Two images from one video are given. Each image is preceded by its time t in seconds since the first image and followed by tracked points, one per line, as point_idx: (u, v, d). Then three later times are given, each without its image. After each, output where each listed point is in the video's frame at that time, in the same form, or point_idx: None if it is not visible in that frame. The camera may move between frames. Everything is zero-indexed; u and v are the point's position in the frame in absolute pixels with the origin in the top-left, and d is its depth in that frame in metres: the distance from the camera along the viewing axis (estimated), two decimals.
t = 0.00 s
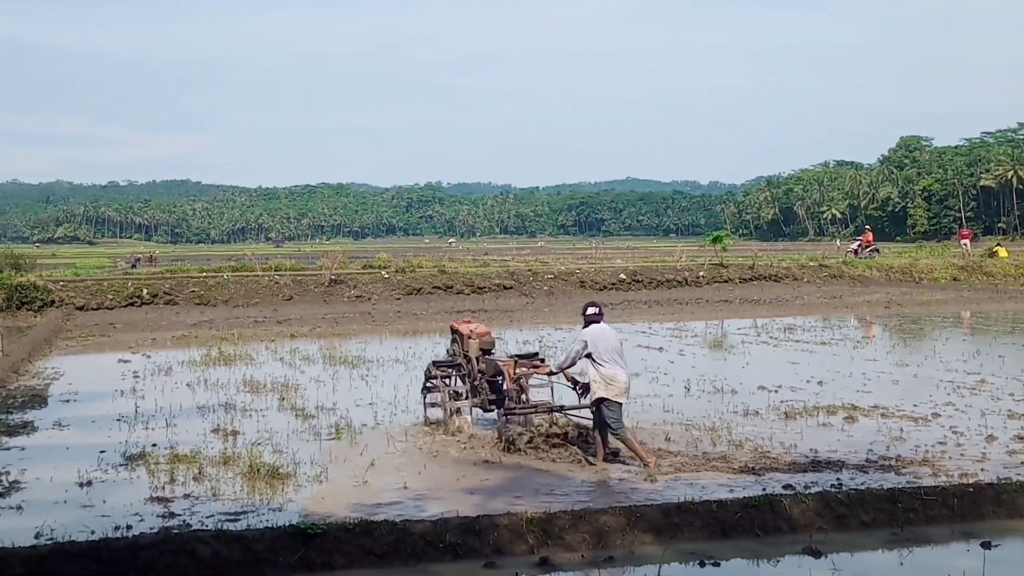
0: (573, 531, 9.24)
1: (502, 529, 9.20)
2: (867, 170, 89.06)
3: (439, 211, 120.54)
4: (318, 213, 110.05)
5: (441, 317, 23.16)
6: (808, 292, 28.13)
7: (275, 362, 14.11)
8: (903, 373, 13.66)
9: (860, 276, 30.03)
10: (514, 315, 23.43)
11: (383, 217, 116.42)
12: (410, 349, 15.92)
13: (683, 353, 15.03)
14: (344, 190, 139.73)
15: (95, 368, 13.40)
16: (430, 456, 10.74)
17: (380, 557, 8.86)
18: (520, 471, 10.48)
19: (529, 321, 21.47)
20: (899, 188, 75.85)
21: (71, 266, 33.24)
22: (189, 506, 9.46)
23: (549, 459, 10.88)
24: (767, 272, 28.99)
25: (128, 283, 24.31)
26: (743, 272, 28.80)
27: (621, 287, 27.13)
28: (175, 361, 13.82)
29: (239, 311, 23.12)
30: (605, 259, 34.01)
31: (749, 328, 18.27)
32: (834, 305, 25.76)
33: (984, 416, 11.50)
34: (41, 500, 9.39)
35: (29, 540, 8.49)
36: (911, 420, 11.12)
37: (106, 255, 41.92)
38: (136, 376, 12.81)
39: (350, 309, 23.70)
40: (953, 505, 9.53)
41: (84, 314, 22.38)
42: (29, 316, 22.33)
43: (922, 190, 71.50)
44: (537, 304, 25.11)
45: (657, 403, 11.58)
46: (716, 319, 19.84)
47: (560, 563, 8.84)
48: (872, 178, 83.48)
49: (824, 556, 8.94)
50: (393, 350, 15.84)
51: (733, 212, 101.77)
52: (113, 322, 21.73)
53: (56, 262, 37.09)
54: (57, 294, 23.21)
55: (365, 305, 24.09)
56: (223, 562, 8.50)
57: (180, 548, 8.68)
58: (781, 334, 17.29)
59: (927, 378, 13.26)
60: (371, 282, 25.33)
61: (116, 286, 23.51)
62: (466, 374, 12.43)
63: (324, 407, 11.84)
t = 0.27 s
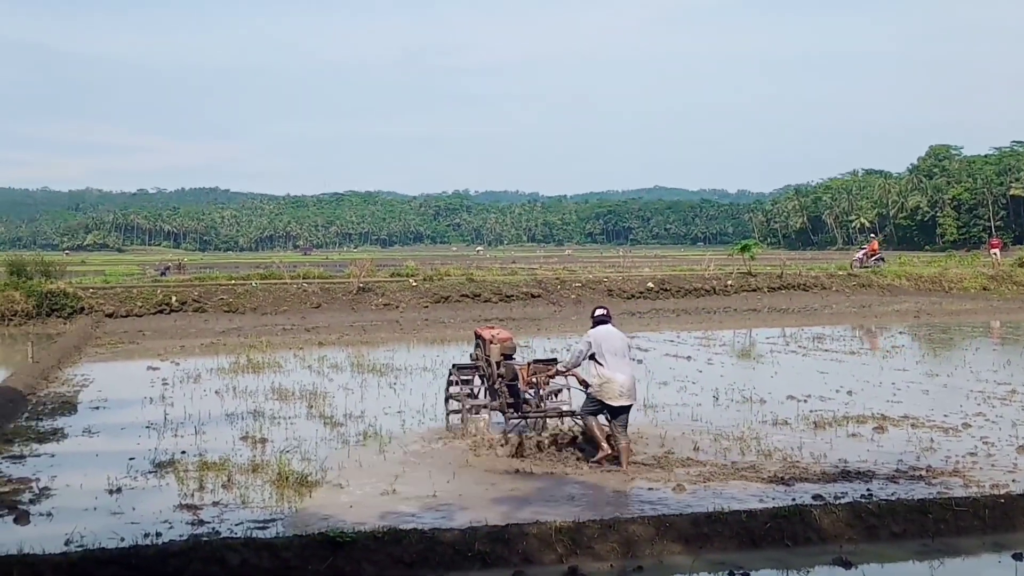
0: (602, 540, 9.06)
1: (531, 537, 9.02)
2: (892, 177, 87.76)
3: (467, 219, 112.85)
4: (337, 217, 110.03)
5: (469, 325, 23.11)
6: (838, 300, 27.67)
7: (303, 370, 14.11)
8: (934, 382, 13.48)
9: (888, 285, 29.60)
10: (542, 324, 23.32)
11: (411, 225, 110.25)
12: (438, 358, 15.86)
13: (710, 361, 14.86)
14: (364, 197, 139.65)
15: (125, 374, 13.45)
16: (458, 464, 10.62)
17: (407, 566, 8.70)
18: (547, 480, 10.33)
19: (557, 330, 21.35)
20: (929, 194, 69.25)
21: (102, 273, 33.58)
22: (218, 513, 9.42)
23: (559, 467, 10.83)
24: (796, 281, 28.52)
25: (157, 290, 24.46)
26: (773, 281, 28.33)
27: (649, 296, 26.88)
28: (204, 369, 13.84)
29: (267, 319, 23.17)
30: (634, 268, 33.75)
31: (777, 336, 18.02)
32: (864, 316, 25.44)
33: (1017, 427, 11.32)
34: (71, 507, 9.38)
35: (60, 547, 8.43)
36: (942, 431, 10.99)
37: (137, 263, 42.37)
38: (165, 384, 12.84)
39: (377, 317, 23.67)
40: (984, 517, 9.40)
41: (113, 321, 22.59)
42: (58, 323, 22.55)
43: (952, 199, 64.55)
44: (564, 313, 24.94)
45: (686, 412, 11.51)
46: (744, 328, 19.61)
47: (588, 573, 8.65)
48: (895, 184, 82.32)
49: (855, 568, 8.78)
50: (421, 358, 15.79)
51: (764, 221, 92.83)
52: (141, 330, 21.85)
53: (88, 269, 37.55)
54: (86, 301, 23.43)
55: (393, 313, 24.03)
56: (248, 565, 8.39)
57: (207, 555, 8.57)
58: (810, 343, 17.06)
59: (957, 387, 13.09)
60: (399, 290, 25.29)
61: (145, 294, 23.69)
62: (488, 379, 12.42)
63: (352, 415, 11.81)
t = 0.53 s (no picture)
0: (629, 550, 8.73)
1: (557, 547, 8.72)
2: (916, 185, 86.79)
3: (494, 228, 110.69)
4: (356, 221, 110.36)
5: (495, 333, 23.05)
6: (865, 310, 27.52)
7: (329, 378, 14.09)
8: (964, 392, 13.29)
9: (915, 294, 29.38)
10: (568, 333, 23.20)
11: (437, 233, 105.81)
12: (464, 367, 15.76)
13: (739, 370, 14.68)
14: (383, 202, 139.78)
15: (153, 382, 13.50)
16: (484, 475, 10.41)
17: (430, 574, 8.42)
18: (573, 490, 10.08)
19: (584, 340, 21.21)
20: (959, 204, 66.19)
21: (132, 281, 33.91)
22: (245, 521, 9.33)
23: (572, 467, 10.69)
24: (823, 291, 28.37)
25: (185, 298, 24.62)
26: (799, 291, 28.18)
27: (675, 305, 26.68)
28: (231, 377, 13.85)
29: (293, 327, 23.21)
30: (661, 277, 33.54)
31: (805, 347, 17.83)
32: (892, 326, 25.18)
33: None
34: (98, 514, 9.35)
35: (87, 554, 8.32)
36: (972, 442, 10.79)
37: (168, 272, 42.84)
38: (192, 392, 12.86)
39: (403, 325, 23.65)
40: (1015, 529, 9.09)
41: (140, 328, 22.75)
42: (86, 330, 22.73)
43: (981, 209, 62.21)
44: (590, 322, 24.79)
45: (713, 420, 11.45)
46: (769, 337, 19.45)
47: None
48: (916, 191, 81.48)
49: None
50: (447, 366, 15.72)
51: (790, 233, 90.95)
52: (168, 337, 21.96)
53: (119, 277, 37.98)
54: (114, 308, 23.61)
55: (419, 321, 24.00)
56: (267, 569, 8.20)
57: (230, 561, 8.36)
58: (839, 352, 16.84)
59: (986, 397, 12.90)
60: (426, 298, 25.27)
61: (172, 301, 23.85)
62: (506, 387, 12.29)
63: (378, 423, 11.75)
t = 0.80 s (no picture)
0: (654, 559, 8.40)
1: (582, 556, 8.40)
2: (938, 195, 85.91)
3: (518, 237, 105.89)
4: (376, 225, 110.49)
5: (521, 341, 23.06)
6: (890, 320, 27.42)
7: (354, 387, 14.06)
8: (992, 404, 13.18)
9: (943, 305, 29.19)
10: (592, 342, 23.13)
11: (461, 241, 101.84)
12: (488, 376, 15.69)
13: (766, 379, 14.49)
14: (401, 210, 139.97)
15: (179, 390, 13.52)
16: (512, 485, 10.14)
17: None
18: (599, 501, 9.79)
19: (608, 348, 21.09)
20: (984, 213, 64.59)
21: (158, 290, 34.14)
22: (271, 529, 9.23)
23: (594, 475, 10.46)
24: (849, 301, 28.22)
25: (210, 306, 24.73)
26: (824, 300, 28.06)
27: (699, 314, 26.53)
28: (256, 385, 13.85)
29: (317, 335, 23.26)
30: (684, 288, 33.40)
31: (830, 357, 17.70)
32: (917, 337, 24.98)
33: None
34: (124, 521, 9.30)
35: (114, 561, 8.21)
36: (1000, 454, 10.69)
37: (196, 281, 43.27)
38: (217, 400, 12.90)
39: (427, 334, 23.64)
40: None
41: (165, 336, 22.86)
42: (112, 337, 22.86)
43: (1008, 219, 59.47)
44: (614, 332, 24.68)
45: (739, 430, 11.37)
46: (793, 348, 19.33)
47: None
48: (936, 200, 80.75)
49: None
50: (472, 376, 15.63)
51: (815, 241, 86.00)
52: (193, 344, 22.04)
53: (146, 286, 38.32)
54: (140, 316, 23.75)
55: (443, 330, 23.98)
56: (285, 572, 8.02)
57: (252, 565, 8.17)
58: (865, 363, 16.68)
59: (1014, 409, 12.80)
60: (450, 307, 25.27)
61: (197, 309, 23.96)
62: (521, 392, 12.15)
63: (402, 431, 11.68)
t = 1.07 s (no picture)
0: (677, 569, 8.22)
1: (605, 566, 8.24)
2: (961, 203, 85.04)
3: (540, 243, 103.82)
4: (395, 232, 110.81)
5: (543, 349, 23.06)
6: (915, 329, 27.29)
7: (375, 395, 14.10)
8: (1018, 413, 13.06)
9: (968, 314, 29.01)
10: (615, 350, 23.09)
11: (482, 250, 100.18)
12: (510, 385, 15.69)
13: (789, 390, 14.39)
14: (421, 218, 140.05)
15: (202, 398, 13.59)
16: (535, 496, 10.04)
17: None
18: (622, 510, 9.67)
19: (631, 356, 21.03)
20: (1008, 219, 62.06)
21: (180, 297, 34.25)
22: (294, 535, 9.20)
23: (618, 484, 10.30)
24: (872, 310, 28.07)
25: (233, 314, 24.83)
26: (847, 309, 27.89)
27: (721, 323, 26.41)
28: (278, 393, 13.91)
29: (339, 343, 23.35)
30: (707, 296, 33.28)
31: (853, 366, 17.61)
32: (942, 347, 24.76)
33: None
34: (148, 527, 9.27)
35: (139, 568, 8.19)
36: None
37: (221, 288, 43.55)
38: (240, 407, 12.96)
39: (449, 342, 23.66)
40: None
41: (188, 343, 22.97)
42: (136, 345, 23.01)
43: None
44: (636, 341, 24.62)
45: (761, 439, 11.35)
46: (816, 357, 19.25)
47: None
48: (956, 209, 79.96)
49: None
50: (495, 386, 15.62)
51: (838, 249, 81.09)
52: (216, 352, 22.17)
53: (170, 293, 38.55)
54: (163, 324, 23.90)
55: (465, 338, 23.99)
56: None
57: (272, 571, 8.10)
58: (887, 372, 16.56)
59: None
60: (472, 315, 25.26)
61: (220, 317, 24.08)
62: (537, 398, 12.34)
63: (424, 439, 11.68)
